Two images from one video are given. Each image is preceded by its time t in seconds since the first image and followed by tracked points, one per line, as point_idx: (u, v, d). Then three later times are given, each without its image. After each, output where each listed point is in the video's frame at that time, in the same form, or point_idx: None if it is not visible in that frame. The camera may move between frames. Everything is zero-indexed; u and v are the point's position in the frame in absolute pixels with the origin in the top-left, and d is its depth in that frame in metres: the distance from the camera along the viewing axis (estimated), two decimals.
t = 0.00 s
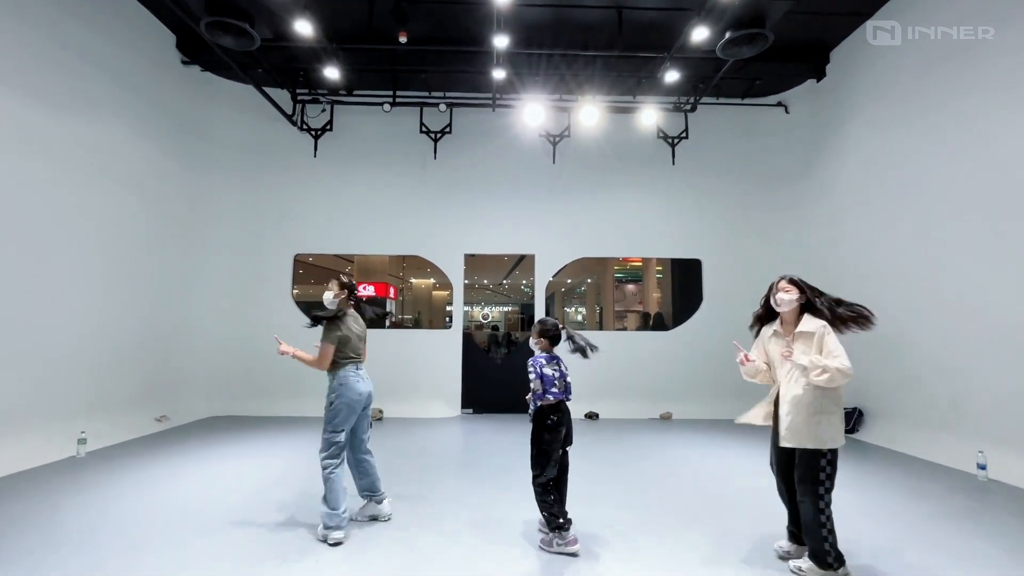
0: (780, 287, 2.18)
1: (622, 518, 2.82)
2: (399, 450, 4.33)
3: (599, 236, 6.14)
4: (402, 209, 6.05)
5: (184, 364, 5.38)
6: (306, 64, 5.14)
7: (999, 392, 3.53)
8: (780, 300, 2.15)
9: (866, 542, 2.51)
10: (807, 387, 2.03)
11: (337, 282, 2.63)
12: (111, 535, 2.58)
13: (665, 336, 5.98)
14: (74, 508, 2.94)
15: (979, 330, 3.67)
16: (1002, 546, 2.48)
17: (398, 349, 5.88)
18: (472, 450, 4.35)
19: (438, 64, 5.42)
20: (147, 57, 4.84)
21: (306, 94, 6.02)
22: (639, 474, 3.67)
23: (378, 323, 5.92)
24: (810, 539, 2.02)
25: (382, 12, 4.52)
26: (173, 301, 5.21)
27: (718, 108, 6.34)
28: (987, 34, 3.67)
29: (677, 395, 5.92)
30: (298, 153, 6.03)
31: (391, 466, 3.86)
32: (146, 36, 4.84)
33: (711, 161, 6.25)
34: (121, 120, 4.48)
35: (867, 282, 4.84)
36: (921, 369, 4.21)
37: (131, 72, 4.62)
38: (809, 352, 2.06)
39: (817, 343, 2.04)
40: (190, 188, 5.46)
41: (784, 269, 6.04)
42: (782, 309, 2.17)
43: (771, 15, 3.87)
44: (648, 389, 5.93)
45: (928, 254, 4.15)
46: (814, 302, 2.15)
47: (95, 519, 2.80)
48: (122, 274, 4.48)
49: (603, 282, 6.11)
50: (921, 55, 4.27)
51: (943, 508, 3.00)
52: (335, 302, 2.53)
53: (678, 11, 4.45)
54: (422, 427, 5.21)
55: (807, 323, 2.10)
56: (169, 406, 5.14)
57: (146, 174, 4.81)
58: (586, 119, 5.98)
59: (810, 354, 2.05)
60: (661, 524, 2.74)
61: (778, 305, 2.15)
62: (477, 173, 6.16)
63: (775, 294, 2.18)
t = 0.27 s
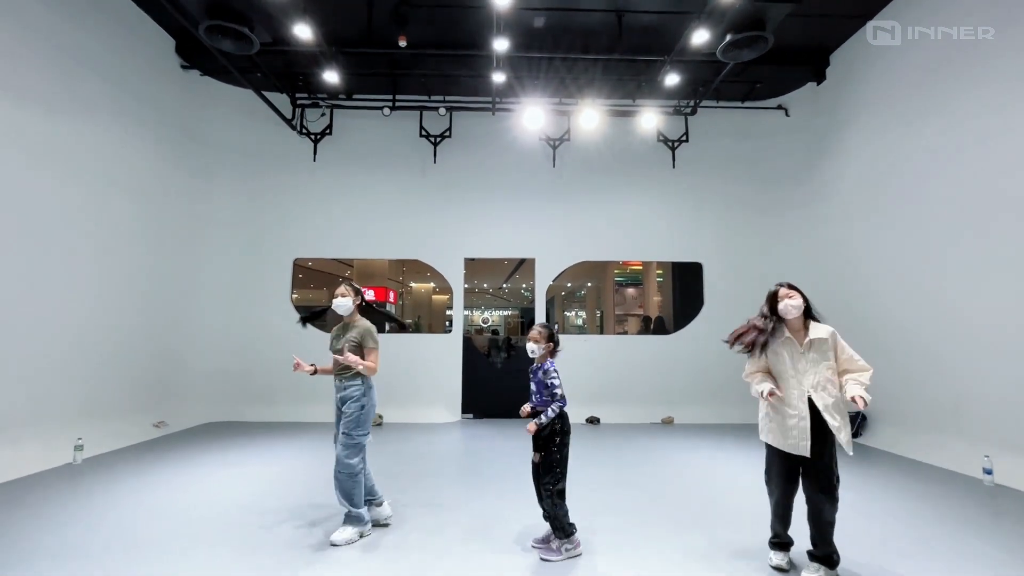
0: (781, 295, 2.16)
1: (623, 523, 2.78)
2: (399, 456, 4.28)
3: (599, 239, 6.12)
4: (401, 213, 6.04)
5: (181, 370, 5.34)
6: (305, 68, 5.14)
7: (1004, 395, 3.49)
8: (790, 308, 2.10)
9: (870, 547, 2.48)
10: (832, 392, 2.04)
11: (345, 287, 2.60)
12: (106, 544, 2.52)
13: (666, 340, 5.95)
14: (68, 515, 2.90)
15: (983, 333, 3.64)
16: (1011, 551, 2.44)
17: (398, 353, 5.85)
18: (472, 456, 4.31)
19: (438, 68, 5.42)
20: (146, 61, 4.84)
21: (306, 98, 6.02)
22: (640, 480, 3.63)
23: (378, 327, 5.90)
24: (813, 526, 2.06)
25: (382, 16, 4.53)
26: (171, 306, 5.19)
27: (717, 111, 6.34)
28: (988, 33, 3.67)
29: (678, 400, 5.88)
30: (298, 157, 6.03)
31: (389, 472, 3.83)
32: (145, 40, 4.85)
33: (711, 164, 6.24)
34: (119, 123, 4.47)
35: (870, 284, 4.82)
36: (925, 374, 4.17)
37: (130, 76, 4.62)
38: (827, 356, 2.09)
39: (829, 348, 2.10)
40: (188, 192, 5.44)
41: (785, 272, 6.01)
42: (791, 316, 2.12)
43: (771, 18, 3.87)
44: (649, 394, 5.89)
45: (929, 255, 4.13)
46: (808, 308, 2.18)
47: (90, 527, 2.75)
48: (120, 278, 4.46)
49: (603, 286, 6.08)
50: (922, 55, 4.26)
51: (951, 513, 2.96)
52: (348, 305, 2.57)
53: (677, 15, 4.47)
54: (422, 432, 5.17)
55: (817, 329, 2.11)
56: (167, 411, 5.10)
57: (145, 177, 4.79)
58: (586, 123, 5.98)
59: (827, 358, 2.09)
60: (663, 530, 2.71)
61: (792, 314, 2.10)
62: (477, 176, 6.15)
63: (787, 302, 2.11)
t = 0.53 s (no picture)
0: (780, 299, 2.14)
1: (624, 529, 2.75)
2: (398, 461, 4.25)
3: (598, 243, 6.12)
4: (400, 217, 6.03)
5: (178, 376, 5.30)
6: (304, 72, 5.15)
7: (1007, 397, 3.47)
8: (790, 312, 2.10)
9: (872, 551, 2.46)
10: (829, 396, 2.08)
11: (348, 291, 2.59)
12: (99, 551, 2.48)
13: (666, 343, 5.93)
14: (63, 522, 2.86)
15: (984, 335, 3.63)
16: (1015, 555, 2.42)
17: (397, 358, 5.82)
18: (471, 461, 4.28)
19: (437, 72, 5.43)
20: (144, 65, 4.84)
21: (305, 103, 6.03)
22: (641, 485, 3.60)
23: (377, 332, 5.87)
24: (809, 533, 2.05)
25: (382, 21, 4.54)
26: (169, 310, 5.16)
27: (715, 115, 6.36)
28: (988, 34, 3.68)
29: (678, 404, 5.86)
30: (296, 161, 6.02)
31: (387, 477, 3.80)
32: (144, 45, 4.85)
33: (710, 168, 6.25)
34: (117, 127, 4.45)
35: (870, 287, 4.81)
36: (926, 377, 4.15)
37: (128, 80, 4.62)
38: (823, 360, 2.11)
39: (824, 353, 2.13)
40: (187, 196, 5.43)
41: (785, 275, 6.01)
42: (792, 321, 2.11)
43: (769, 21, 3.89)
44: (649, 398, 5.86)
45: (929, 258, 4.13)
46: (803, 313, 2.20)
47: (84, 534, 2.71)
48: (117, 282, 4.44)
49: (602, 290, 6.07)
50: (922, 56, 4.27)
51: (955, 517, 2.94)
52: (351, 311, 2.55)
53: (676, 19, 4.48)
54: (420, 437, 5.13)
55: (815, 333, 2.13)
56: (164, 417, 5.06)
57: (143, 181, 4.78)
58: (585, 127, 5.99)
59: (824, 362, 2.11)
60: (664, 535, 2.68)
61: (793, 318, 2.09)
62: (476, 180, 6.15)
63: (789, 306, 2.10)
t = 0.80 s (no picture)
0: (768, 298, 2.16)
1: (624, 531, 2.74)
2: (397, 464, 4.23)
3: (598, 245, 6.12)
4: (400, 219, 6.03)
5: (178, 378, 5.29)
6: (304, 75, 5.17)
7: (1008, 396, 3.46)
8: (776, 310, 2.13)
9: (873, 552, 2.46)
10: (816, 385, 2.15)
11: (341, 292, 2.62)
12: (98, 554, 2.46)
13: (666, 345, 5.93)
14: (63, 524, 2.85)
15: (984, 335, 3.63)
16: (1017, 556, 2.41)
17: (397, 360, 5.81)
18: (471, 463, 4.27)
19: (436, 75, 5.44)
20: (144, 68, 4.86)
21: (305, 105, 6.04)
22: (641, 487, 3.59)
23: (377, 334, 5.87)
24: (808, 530, 2.05)
25: (382, 23, 4.55)
26: (169, 312, 5.16)
27: (715, 117, 6.37)
28: (988, 33, 3.69)
29: (678, 406, 5.85)
30: (297, 163, 6.03)
31: (387, 479, 3.79)
32: (144, 47, 4.87)
33: (709, 169, 6.26)
34: (117, 129, 4.46)
35: (869, 288, 4.82)
36: (926, 378, 4.15)
37: (128, 83, 4.63)
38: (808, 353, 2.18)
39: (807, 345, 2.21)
40: (187, 198, 5.44)
41: (785, 276, 6.01)
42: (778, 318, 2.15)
43: (768, 23, 3.91)
44: (649, 400, 5.86)
45: (929, 258, 4.13)
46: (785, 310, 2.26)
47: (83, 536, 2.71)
48: (117, 284, 4.44)
49: (602, 292, 6.07)
50: (922, 55, 4.28)
51: (956, 517, 2.93)
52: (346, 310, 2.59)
53: (675, 21, 4.50)
54: (420, 440, 5.12)
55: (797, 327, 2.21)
56: (164, 419, 5.05)
57: (143, 183, 4.79)
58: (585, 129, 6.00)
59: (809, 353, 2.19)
60: (664, 537, 2.68)
61: (780, 317, 2.13)
62: (475, 182, 6.16)
63: (775, 304, 2.14)
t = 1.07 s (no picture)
0: (752, 307, 2.23)
1: (624, 535, 2.74)
2: (397, 468, 4.23)
3: (597, 250, 6.15)
4: (401, 224, 6.07)
5: (178, 383, 5.31)
6: (306, 82, 5.22)
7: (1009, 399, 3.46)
8: (759, 320, 2.19)
9: (871, 555, 2.47)
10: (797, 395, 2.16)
11: (330, 298, 2.65)
12: (100, 559, 2.47)
13: (665, 350, 5.95)
14: (64, 528, 2.86)
15: (981, 339, 3.66)
16: (1015, 559, 2.42)
17: (397, 365, 5.83)
18: (470, 468, 4.28)
19: (436, 82, 5.50)
20: (148, 74, 4.91)
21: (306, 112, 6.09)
22: (641, 492, 3.60)
23: (377, 339, 5.89)
24: (804, 534, 2.06)
25: (383, 31, 4.61)
26: (170, 317, 5.18)
27: (713, 123, 6.43)
28: (988, 33, 3.71)
29: (678, 411, 5.85)
30: (298, 169, 6.08)
31: (386, 484, 3.80)
32: (147, 54, 4.92)
33: (707, 175, 6.31)
34: (120, 135, 4.50)
35: (867, 293, 4.84)
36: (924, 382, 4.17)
37: (132, 90, 4.69)
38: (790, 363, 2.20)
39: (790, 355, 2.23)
40: (188, 204, 5.47)
41: (783, 281, 6.03)
42: (759, 327, 2.20)
43: (764, 32, 3.96)
44: (648, 405, 5.86)
45: (926, 262, 4.16)
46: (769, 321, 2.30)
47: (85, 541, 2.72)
48: (119, 289, 4.47)
49: (602, 297, 6.09)
50: (922, 57, 4.31)
51: (954, 521, 2.94)
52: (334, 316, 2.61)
53: (672, 29, 4.56)
54: (419, 445, 5.12)
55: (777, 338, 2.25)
56: (164, 424, 5.06)
57: (145, 189, 4.83)
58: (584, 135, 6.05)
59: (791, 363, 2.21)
60: (663, 541, 2.69)
61: (762, 326, 2.19)
62: (475, 188, 6.20)
63: (758, 313, 2.19)
